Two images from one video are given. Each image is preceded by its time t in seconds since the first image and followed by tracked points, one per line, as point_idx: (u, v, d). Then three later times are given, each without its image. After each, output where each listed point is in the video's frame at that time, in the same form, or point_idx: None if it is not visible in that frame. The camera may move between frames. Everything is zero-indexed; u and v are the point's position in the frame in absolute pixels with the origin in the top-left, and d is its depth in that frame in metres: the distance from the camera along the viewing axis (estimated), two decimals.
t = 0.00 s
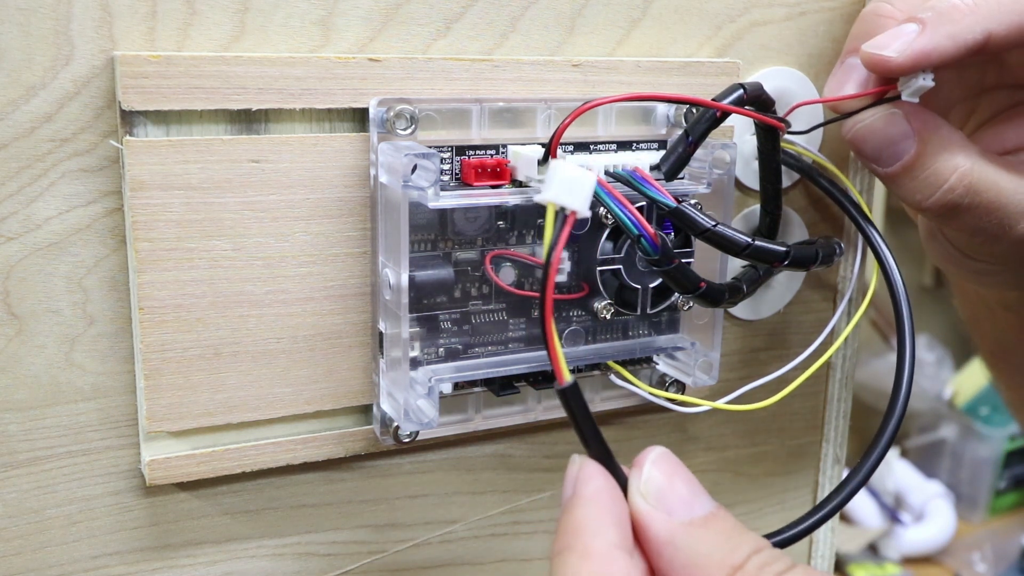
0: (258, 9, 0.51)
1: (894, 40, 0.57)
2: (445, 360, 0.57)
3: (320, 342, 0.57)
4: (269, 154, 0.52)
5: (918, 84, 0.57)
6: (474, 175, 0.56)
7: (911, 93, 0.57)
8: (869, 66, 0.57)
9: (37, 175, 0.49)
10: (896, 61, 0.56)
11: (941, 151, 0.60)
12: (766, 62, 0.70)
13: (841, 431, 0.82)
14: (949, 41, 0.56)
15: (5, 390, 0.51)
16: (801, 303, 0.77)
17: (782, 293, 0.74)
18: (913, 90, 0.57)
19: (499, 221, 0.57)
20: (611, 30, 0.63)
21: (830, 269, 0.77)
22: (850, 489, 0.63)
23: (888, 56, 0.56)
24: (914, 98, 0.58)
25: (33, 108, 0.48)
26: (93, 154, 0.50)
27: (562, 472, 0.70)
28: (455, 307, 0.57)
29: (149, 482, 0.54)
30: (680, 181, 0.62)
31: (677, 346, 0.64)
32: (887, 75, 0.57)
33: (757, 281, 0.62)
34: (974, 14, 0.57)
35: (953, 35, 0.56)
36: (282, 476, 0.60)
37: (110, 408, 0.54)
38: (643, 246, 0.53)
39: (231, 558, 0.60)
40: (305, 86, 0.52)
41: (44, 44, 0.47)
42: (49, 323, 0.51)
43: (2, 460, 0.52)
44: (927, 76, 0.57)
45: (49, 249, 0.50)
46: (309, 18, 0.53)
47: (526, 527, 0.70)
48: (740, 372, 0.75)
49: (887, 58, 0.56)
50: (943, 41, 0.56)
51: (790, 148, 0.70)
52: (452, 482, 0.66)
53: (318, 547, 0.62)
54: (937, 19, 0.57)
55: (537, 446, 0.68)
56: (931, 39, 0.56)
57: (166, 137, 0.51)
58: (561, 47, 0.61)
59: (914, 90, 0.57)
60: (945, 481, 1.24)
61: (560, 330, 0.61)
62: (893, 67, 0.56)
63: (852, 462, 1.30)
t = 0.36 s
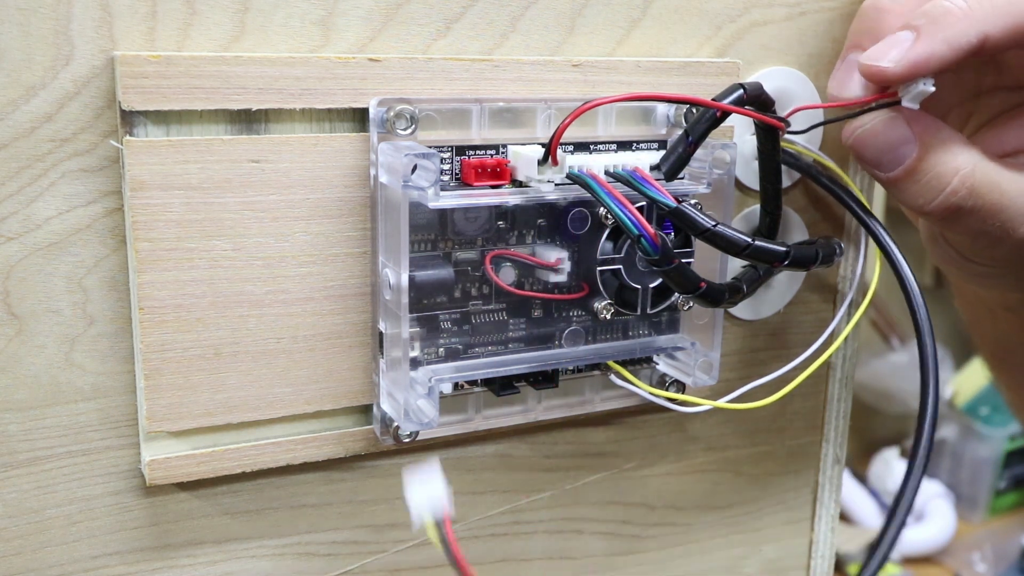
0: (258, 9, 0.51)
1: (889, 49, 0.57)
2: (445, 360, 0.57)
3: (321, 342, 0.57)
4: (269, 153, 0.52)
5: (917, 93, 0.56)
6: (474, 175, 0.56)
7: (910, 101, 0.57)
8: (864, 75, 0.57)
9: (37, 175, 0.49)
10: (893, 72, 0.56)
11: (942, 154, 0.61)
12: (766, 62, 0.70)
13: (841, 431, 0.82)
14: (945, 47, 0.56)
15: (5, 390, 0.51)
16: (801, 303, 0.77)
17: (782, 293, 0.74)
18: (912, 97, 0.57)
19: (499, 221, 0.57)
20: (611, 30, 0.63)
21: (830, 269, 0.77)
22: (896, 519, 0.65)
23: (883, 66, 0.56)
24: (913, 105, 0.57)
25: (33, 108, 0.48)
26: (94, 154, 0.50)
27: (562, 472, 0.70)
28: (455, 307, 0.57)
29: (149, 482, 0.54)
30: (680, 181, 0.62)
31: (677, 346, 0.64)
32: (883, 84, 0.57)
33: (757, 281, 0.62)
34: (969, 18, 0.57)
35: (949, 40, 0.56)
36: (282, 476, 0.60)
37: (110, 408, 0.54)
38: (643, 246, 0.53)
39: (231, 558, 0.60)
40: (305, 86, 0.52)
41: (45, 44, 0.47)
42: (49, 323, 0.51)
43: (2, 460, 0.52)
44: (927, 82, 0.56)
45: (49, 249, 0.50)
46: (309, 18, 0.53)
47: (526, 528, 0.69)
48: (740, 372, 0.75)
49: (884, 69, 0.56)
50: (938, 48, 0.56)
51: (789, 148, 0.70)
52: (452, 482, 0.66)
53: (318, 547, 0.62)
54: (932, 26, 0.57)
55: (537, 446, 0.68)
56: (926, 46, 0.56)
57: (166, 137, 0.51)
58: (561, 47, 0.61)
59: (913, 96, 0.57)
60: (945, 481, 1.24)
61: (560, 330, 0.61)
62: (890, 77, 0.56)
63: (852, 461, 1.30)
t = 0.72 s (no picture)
0: (258, 9, 0.51)
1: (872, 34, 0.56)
2: (445, 360, 0.57)
3: (320, 342, 0.57)
4: (269, 153, 0.52)
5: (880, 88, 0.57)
6: (474, 175, 0.56)
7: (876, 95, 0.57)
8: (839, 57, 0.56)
9: (37, 175, 0.49)
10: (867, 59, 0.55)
11: (936, 129, 0.60)
12: (766, 62, 0.70)
13: (841, 432, 0.82)
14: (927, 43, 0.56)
15: (5, 390, 0.51)
16: (801, 303, 0.77)
17: (781, 293, 0.74)
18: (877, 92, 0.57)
19: (499, 221, 0.57)
20: (611, 30, 0.63)
21: (830, 269, 0.77)
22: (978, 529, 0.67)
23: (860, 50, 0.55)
24: (883, 99, 0.57)
25: (33, 108, 0.48)
26: (94, 154, 0.50)
27: (562, 472, 0.70)
28: (455, 307, 0.57)
29: (149, 482, 0.54)
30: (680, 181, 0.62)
31: (677, 346, 0.64)
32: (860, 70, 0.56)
33: (757, 281, 0.62)
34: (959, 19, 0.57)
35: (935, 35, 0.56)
36: (282, 476, 0.60)
37: (110, 408, 0.54)
38: (643, 246, 0.53)
39: (231, 558, 0.60)
40: (305, 86, 0.52)
41: (44, 44, 0.47)
42: (49, 323, 0.51)
43: (2, 460, 0.52)
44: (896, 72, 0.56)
45: (49, 249, 0.50)
46: (309, 18, 0.53)
47: (526, 528, 0.69)
48: (740, 372, 0.75)
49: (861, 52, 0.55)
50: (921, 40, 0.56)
51: (790, 149, 0.70)
52: (452, 482, 0.66)
53: (318, 547, 0.62)
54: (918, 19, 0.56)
55: (537, 446, 0.68)
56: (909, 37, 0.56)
57: (166, 137, 0.51)
58: (561, 47, 0.61)
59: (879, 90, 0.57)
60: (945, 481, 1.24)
61: (560, 330, 0.61)
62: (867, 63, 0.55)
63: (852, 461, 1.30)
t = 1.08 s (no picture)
0: (258, 9, 0.51)
1: (835, 73, 0.57)
2: (445, 360, 0.57)
3: (320, 342, 0.57)
4: (269, 153, 0.52)
5: (877, 96, 0.54)
6: (474, 175, 0.56)
7: (873, 106, 0.54)
8: (814, 106, 0.57)
9: (38, 175, 0.49)
10: (845, 100, 0.56)
11: (943, 129, 0.58)
12: (766, 62, 0.70)
13: (841, 432, 0.82)
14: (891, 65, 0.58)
15: (6, 390, 0.51)
16: (801, 303, 0.77)
17: (781, 293, 0.74)
18: (872, 101, 0.54)
19: (499, 221, 0.57)
20: (611, 30, 0.63)
21: (830, 269, 0.77)
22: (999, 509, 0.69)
23: (834, 94, 0.56)
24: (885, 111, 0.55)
25: (33, 108, 0.48)
26: (94, 154, 0.50)
27: (562, 472, 0.70)
28: (455, 307, 0.57)
29: (149, 482, 0.54)
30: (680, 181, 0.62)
31: (677, 346, 0.64)
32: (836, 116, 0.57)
33: (757, 282, 0.62)
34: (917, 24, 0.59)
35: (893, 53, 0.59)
36: (282, 476, 0.60)
37: (110, 408, 0.54)
38: (643, 246, 0.53)
39: (231, 558, 0.60)
40: (305, 86, 0.52)
41: (45, 44, 0.47)
42: (49, 323, 0.51)
43: (2, 460, 0.52)
44: (884, 75, 0.54)
45: (50, 249, 0.50)
46: (309, 18, 0.53)
47: (526, 527, 0.69)
48: (740, 372, 0.75)
49: (835, 95, 0.56)
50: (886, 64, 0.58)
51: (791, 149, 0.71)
52: (453, 482, 0.66)
53: (318, 547, 0.62)
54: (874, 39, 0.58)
55: (537, 446, 0.68)
56: (872, 65, 0.58)
57: (166, 137, 0.51)
58: (561, 47, 0.61)
59: (873, 99, 0.54)
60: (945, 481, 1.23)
61: (560, 330, 0.61)
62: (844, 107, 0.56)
63: (852, 461, 1.30)
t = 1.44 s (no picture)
0: (258, 9, 0.51)
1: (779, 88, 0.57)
2: (445, 360, 0.57)
3: (320, 342, 0.57)
4: (269, 153, 0.52)
5: (818, 108, 0.53)
6: (474, 175, 0.56)
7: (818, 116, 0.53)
8: (762, 119, 0.57)
9: (38, 174, 0.49)
10: (789, 111, 0.56)
11: (903, 130, 0.58)
12: (765, 62, 0.70)
13: (841, 431, 0.82)
14: (832, 72, 0.59)
15: (5, 390, 0.51)
16: (801, 303, 0.77)
17: (781, 293, 0.74)
18: (817, 112, 0.53)
19: (500, 221, 0.57)
20: (611, 30, 0.63)
21: (830, 269, 0.77)
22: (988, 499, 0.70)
23: (778, 105, 0.57)
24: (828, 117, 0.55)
25: (33, 108, 0.48)
26: (94, 154, 0.50)
27: (562, 472, 0.70)
28: (455, 307, 0.57)
29: (149, 482, 0.54)
30: (680, 181, 0.62)
31: (677, 346, 0.64)
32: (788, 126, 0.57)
33: (757, 281, 0.62)
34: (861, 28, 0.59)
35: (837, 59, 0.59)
36: (282, 476, 0.60)
37: (110, 408, 0.54)
38: (643, 246, 0.53)
39: (231, 558, 0.60)
40: (306, 86, 0.52)
41: (45, 44, 0.47)
42: (49, 323, 0.51)
43: (2, 460, 0.52)
44: (819, 85, 0.53)
45: (50, 249, 0.50)
46: (310, 18, 0.53)
47: (526, 527, 0.69)
48: (740, 372, 0.75)
49: (779, 107, 0.57)
50: (826, 72, 0.59)
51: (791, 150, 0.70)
52: (453, 482, 0.66)
53: (318, 547, 0.62)
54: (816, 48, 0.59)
55: (537, 446, 0.68)
56: (814, 75, 0.58)
57: (166, 137, 0.51)
58: (560, 47, 0.61)
59: (816, 110, 0.53)
60: (945, 481, 1.23)
61: (560, 330, 0.61)
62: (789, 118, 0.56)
63: (852, 461, 1.30)
